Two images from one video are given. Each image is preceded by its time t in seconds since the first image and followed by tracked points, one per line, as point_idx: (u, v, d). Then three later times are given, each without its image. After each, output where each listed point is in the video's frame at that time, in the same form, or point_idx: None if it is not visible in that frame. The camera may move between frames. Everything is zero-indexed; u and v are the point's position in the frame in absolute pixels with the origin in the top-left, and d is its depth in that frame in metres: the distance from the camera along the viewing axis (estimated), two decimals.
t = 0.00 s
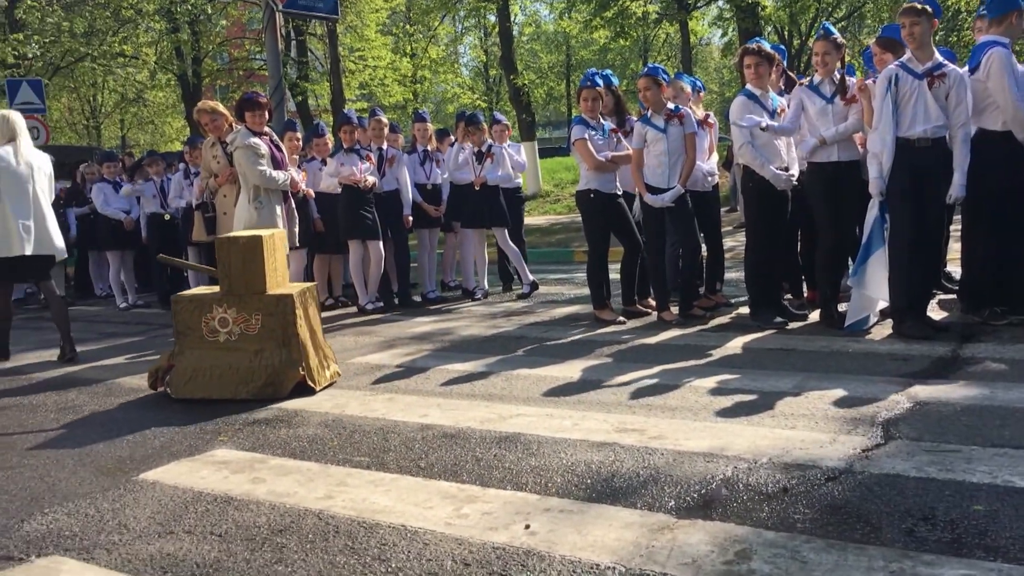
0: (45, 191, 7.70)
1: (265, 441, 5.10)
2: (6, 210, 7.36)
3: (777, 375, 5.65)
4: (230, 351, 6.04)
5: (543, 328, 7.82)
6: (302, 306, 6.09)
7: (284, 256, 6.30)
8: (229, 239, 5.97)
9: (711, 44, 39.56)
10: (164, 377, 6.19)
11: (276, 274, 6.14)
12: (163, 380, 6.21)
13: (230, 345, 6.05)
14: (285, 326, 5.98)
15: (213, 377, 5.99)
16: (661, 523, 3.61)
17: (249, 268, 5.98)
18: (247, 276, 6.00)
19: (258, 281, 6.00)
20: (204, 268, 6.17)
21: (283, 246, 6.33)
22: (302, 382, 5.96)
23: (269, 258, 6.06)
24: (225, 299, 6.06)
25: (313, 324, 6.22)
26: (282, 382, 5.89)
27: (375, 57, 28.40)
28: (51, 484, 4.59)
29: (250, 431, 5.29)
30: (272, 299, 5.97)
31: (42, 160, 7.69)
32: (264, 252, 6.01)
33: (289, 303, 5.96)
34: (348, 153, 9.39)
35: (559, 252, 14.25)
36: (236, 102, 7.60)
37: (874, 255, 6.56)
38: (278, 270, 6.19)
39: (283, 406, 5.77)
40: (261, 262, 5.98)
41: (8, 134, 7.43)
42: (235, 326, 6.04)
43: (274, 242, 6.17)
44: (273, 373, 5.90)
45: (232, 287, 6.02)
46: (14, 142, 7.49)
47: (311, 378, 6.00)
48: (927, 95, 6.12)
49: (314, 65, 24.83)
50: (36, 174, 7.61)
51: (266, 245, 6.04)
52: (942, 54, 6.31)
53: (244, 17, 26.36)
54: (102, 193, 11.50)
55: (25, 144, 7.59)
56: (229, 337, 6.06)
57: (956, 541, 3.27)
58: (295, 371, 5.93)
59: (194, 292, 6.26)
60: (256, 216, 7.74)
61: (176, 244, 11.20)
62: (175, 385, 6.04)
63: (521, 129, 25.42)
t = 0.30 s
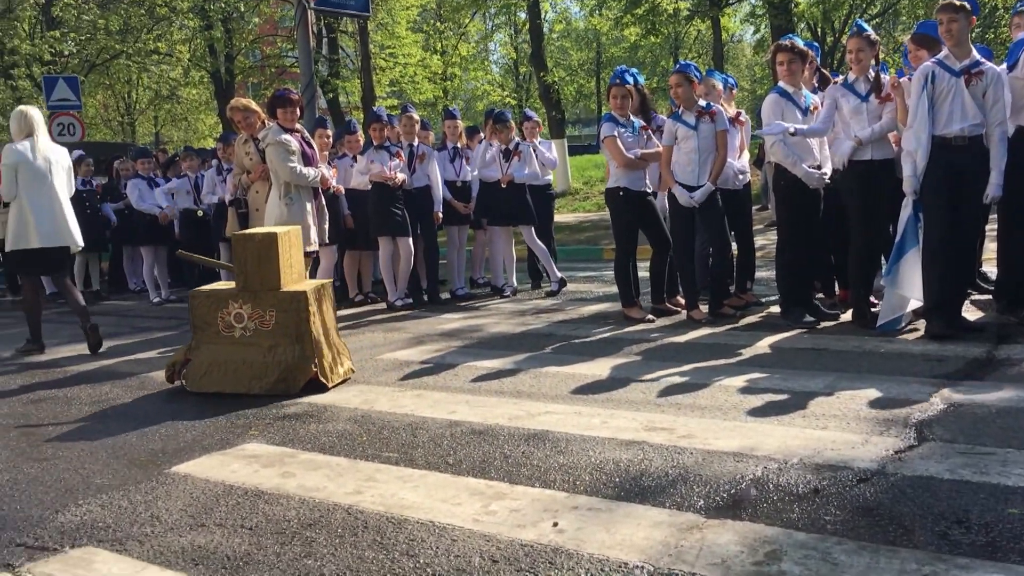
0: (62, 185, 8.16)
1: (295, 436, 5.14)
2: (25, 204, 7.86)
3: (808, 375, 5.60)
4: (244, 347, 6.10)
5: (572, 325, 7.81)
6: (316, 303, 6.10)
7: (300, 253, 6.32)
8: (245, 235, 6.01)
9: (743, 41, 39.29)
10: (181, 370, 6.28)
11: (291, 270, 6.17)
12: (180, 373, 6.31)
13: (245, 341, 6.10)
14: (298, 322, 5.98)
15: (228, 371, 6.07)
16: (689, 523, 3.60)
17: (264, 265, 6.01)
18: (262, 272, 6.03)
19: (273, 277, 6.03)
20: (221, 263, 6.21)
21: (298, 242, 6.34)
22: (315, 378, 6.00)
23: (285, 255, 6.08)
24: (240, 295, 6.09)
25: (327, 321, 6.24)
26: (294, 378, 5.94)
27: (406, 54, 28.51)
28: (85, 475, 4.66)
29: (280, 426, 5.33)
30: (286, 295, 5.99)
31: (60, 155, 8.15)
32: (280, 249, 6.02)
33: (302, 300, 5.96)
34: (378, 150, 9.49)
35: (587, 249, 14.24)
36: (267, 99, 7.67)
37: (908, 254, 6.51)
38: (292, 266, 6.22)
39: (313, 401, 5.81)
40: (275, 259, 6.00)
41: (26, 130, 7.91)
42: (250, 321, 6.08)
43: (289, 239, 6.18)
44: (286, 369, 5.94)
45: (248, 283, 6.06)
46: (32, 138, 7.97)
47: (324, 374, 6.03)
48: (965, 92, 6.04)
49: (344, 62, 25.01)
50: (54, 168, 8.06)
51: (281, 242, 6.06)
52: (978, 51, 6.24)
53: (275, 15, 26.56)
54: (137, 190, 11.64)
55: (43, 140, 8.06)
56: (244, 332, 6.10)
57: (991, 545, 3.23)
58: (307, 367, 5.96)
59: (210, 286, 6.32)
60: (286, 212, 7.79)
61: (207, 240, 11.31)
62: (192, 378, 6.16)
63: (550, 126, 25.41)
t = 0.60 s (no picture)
0: (81, 181, 8.33)
1: (322, 432, 5.16)
2: (42, 199, 8.04)
3: (838, 377, 5.54)
4: (257, 343, 6.16)
5: (599, 325, 7.78)
6: (328, 301, 6.17)
7: (313, 251, 6.40)
8: (259, 233, 6.11)
9: (774, 40, 38.95)
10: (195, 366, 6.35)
11: (305, 268, 6.25)
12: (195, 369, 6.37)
13: (259, 337, 6.17)
14: (310, 320, 6.05)
15: (242, 367, 6.13)
16: (717, 524, 3.57)
17: (277, 263, 6.09)
18: (276, 269, 6.12)
19: (286, 274, 6.11)
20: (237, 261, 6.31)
21: (312, 240, 6.41)
22: (326, 375, 6.04)
23: (297, 252, 6.17)
24: (253, 292, 6.19)
25: (339, 318, 6.29)
26: (305, 374, 5.98)
27: (435, 52, 28.59)
28: (115, 468, 4.71)
29: (307, 422, 5.37)
30: (298, 293, 6.07)
31: (78, 151, 8.32)
32: (292, 247, 6.11)
33: (314, 297, 6.04)
34: (406, 148, 9.51)
35: (616, 249, 14.19)
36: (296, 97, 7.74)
37: (936, 255, 6.44)
38: (307, 264, 6.31)
39: (340, 398, 5.83)
40: (288, 256, 6.08)
41: (45, 127, 8.09)
42: (263, 318, 6.16)
43: (303, 236, 6.28)
44: (297, 366, 5.99)
45: (261, 280, 6.14)
46: (52, 134, 8.16)
47: (335, 371, 6.06)
48: (1001, 92, 5.95)
49: (374, 61, 25.09)
50: (72, 164, 8.24)
51: (294, 240, 6.15)
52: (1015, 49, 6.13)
53: (306, 13, 26.70)
54: (169, 186, 11.67)
55: (63, 136, 8.24)
56: (258, 328, 6.18)
57: None
58: (318, 364, 6.00)
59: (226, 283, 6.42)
60: (315, 210, 7.85)
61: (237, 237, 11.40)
62: (206, 374, 6.23)
63: (579, 126, 25.33)
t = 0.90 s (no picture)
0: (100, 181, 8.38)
1: (348, 430, 5.19)
2: (63, 199, 8.12)
3: (867, 382, 5.49)
4: (269, 342, 6.20)
5: (625, 327, 7.76)
6: (339, 300, 6.21)
7: (327, 250, 6.47)
8: (273, 232, 6.18)
9: (804, 41, 38.68)
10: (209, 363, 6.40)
11: (317, 268, 6.29)
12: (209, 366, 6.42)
13: (270, 335, 6.21)
14: (321, 319, 6.09)
15: (255, 366, 6.18)
16: (743, 528, 3.55)
17: (291, 261, 6.15)
18: (288, 267, 6.17)
19: (297, 274, 6.16)
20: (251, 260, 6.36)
21: (326, 241, 6.50)
22: (336, 374, 6.07)
23: (311, 251, 6.23)
24: (266, 291, 6.22)
25: (351, 317, 6.33)
26: (316, 374, 6.02)
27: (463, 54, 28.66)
28: (143, 464, 4.76)
29: (333, 420, 5.39)
30: (310, 292, 6.11)
31: (99, 151, 8.35)
32: (305, 248, 6.17)
33: (325, 296, 6.08)
34: (433, 149, 9.52)
35: (642, 251, 14.15)
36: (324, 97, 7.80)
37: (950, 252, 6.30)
38: (319, 264, 6.36)
39: (366, 397, 5.85)
40: (302, 256, 6.14)
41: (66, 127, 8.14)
42: (276, 316, 6.19)
43: (316, 236, 6.32)
44: (308, 365, 6.03)
45: (274, 278, 6.19)
46: (72, 135, 8.22)
47: (346, 370, 6.09)
48: None
49: (402, 62, 25.19)
50: (92, 164, 8.28)
51: (308, 239, 6.23)
52: None
53: (335, 14, 26.84)
54: (200, 185, 11.79)
55: (84, 137, 8.28)
56: (270, 327, 6.21)
57: None
58: (329, 363, 6.03)
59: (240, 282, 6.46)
60: (342, 210, 7.88)
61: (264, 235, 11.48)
62: (220, 372, 6.28)
63: (606, 127, 25.28)
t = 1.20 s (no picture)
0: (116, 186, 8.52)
1: (371, 432, 5.20)
2: (80, 204, 8.25)
3: (894, 388, 5.43)
4: (280, 343, 6.27)
5: (649, 331, 7.73)
6: (349, 301, 6.25)
7: (337, 252, 6.50)
8: (284, 235, 6.20)
9: (831, 45, 38.41)
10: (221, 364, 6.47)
11: (327, 270, 6.33)
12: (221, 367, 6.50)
13: (280, 336, 6.29)
14: (331, 320, 6.15)
15: (267, 366, 6.25)
16: (768, 535, 3.52)
17: (301, 263, 6.19)
18: (298, 269, 6.21)
19: (307, 275, 6.21)
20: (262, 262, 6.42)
21: (337, 243, 6.52)
22: (345, 375, 6.13)
23: (321, 253, 6.26)
24: (277, 293, 6.29)
25: (360, 318, 6.39)
26: (326, 375, 6.09)
27: (488, 57, 28.73)
28: (168, 464, 4.79)
29: (356, 422, 5.41)
30: (320, 294, 6.16)
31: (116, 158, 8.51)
32: (315, 249, 6.20)
33: (335, 298, 6.12)
34: (458, 152, 9.52)
35: (667, 256, 14.10)
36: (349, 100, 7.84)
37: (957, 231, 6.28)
38: (329, 266, 6.40)
39: (389, 399, 5.87)
40: (311, 257, 6.17)
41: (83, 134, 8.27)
42: (286, 318, 6.27)
43: (326, 238, 6.37)
44: (317, 366, 6.10)
45: (285, 280, 6.24)
46: (89, 141, 8.37)
47: (355, 371, 6.15)
48: None
49: (427, 65, 25.27)
50: (108, 170, 8.42)
51: (318, 241, 6.24)
52: None
53: (361, 18, 26.98)
54: (226, 187, 11.85)
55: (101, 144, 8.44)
56: (281, 328, 6.28)
57: None
58: (338, 364, 6.09)
59: (251, 284, 6.51)
60: (367, 213, 7.90)
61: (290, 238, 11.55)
62: (231, 373, 6.34)
63: (631, 131, 25.21)
